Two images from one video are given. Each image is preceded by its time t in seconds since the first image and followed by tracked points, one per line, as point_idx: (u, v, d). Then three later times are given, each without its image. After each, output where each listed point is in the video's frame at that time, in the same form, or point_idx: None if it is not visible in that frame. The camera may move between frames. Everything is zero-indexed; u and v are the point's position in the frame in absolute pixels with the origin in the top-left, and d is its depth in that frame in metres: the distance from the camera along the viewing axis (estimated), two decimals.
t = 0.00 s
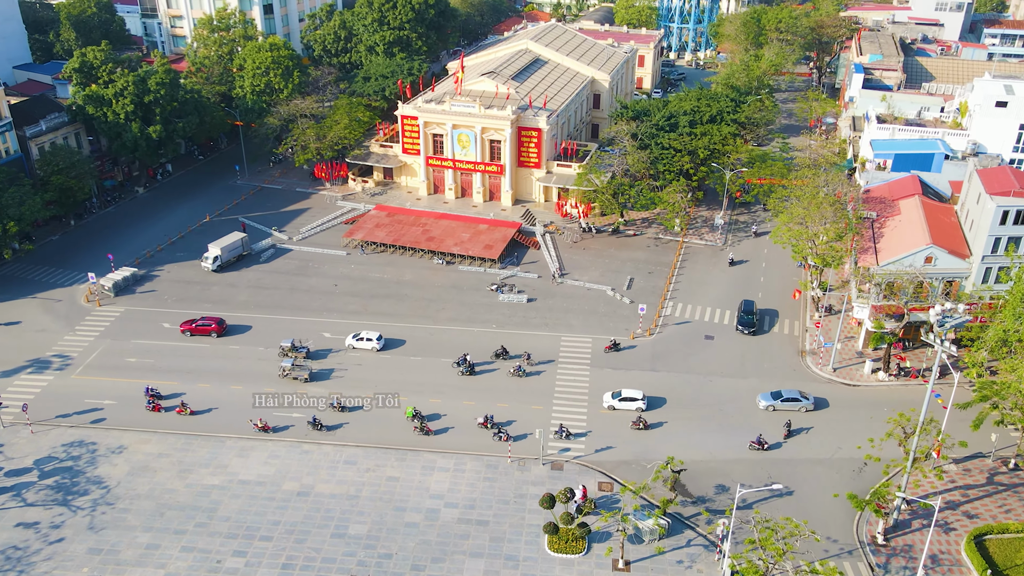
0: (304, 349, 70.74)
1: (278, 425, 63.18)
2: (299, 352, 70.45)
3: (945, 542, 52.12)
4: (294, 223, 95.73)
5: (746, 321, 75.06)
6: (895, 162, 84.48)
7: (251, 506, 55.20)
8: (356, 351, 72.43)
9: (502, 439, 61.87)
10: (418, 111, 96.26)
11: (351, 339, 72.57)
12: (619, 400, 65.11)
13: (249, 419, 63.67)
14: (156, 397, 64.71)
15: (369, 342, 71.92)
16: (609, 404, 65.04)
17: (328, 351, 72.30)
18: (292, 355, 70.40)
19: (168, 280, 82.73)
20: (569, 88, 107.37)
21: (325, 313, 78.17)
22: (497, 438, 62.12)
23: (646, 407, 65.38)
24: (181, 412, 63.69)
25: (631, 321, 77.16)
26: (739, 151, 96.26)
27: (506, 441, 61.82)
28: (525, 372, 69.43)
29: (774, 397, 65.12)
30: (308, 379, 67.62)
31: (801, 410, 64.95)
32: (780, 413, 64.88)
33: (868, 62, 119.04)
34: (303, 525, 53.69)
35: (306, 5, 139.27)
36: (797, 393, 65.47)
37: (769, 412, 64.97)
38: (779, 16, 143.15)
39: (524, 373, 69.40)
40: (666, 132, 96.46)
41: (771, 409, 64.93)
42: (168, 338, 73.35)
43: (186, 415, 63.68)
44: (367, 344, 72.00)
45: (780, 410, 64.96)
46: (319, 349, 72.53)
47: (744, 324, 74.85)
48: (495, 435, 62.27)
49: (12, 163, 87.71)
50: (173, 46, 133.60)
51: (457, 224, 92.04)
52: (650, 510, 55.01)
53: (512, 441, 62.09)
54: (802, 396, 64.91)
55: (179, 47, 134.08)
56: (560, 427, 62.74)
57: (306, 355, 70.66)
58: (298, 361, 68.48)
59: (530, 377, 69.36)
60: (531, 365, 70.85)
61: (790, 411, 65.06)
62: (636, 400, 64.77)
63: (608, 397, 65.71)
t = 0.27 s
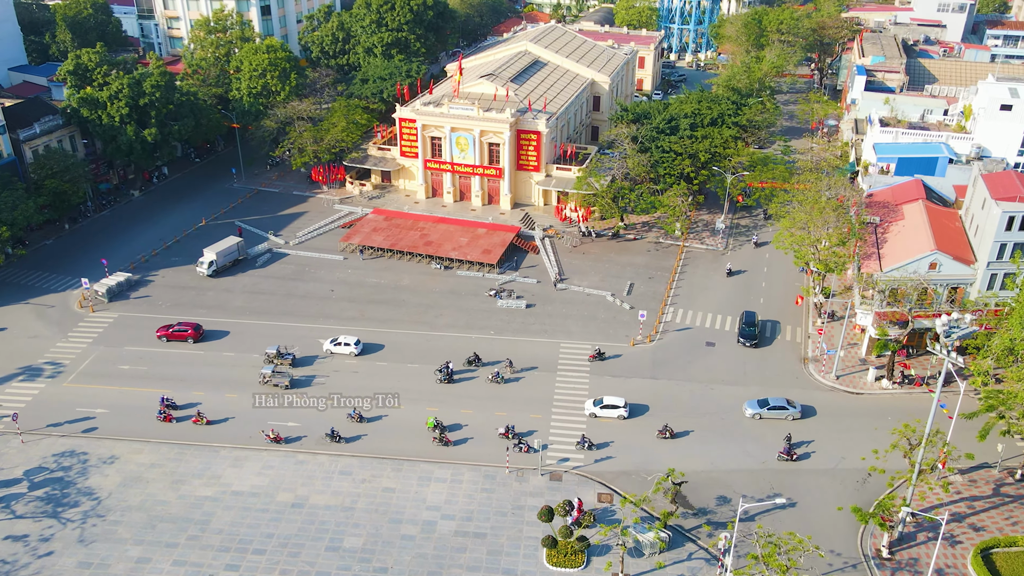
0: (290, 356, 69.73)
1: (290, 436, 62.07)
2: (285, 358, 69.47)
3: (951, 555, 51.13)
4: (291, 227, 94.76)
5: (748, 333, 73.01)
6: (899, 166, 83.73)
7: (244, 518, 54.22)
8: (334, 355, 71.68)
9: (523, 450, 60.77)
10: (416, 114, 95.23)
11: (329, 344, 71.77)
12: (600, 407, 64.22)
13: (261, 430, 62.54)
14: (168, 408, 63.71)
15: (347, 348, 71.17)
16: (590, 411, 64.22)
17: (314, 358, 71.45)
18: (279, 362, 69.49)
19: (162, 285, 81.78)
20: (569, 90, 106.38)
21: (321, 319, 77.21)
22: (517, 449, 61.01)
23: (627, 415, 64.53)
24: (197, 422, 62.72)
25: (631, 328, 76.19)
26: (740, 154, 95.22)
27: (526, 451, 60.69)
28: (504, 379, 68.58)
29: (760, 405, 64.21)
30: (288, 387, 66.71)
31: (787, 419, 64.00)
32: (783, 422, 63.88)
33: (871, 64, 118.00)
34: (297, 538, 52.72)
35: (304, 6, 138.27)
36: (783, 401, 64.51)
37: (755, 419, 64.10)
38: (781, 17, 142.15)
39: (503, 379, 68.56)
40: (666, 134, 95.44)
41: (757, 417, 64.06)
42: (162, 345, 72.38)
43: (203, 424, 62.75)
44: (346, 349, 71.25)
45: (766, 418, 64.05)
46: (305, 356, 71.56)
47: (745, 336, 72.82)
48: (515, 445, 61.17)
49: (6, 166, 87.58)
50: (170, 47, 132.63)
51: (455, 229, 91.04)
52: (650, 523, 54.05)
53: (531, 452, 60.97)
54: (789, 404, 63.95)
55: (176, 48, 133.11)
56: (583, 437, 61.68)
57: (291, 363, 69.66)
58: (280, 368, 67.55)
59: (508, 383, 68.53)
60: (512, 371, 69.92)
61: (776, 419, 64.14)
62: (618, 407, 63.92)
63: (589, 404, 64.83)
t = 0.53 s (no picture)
0: (275, 364, 68.74)
1: (302, 447, 60.92)
2: (269, 366, 68.52)
3: (957, 569, 50.12)
4: (288, 231, 93.81)
5: (750, 345, 71.18)
6: (902, 170, 82.39)
7: (237, 531, 53.27)
8: (311, 360, 70.91)
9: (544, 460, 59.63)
10: (414, 117, 94.32)
11: (306, 349, 71.01)
12: (581, 415, 63.38)
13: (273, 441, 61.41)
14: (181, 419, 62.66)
15: (325, 352, 70.48)
16: (571, 419, 63.37)
17: (301, 364, 70.44)
18: (264, 370, 68.61)
19: (157, 290, 80.83)
20: (569, 93, 105.40)
21: (317, 325, 76.26)
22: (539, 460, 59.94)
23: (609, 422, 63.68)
24: (214, 432, 61.80)
25: (631, 334, 75.25)
26: (741, 157, 94.25)
27: (548, 462, 59.63)
28: (483, 386, 67.74)
29: (745, 413, 63.38)
30: (268, 394, 65.86)
31: (773, 427, 63.11)
32: (785, 431, 62.90)
33: (873, 66, 116.97)
34: (291, 551, 51.77)
35: (302, 7, 137.29)
36: (769, 409, 63.62)
37: (740, 427, 63.28)
38: (782, 18, 141.24)
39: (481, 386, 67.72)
40: (667, 138, 94.51)
41: (742, 425, 63.25)
42: (156, 352, 71.45)
43: (220, 434, 61.77)
44: (323, 354, 70.55)
45: (751, 426, 63.18)
46: (291, 363, 70.56)
47: (747, 348, 71.06)
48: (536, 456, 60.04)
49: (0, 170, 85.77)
50: (167, 49, 131.66)
51: (453, 233, 90.11)
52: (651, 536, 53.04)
53: (553, 462, 59.91)
54: (774, 412, 63.07)
55: (173, 49, 132.12)
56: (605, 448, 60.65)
57: (276, 370, 68.68)
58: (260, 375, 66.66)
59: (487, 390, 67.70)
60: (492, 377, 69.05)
61: (762, 427, 63.27)
62: (599, 415, 63.06)
63: (570, 411, 63.94)
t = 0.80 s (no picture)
0: (259, 371, 67.82)
1: (316, 458, 59.84)
2: (253, 374, 67.56)
3: None
4: (284, 235, 92.86)
5: (751, 357, 69.75)
6: (905, 174, 81.09)
7: (230, 544, 52.34)
8: (288, 366, 70.18)
9: (565, 472, 58.88)
10: (411, 120, 93.40)
11: (283, 354, 70.32)
12: (560, 423, 62.53)
13: (286, 453, 60.34)
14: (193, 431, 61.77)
15: (301, 358, 69.83)
16: (550, 426, 62.58)
17: (285, 371, 69.50)
18: (248, 377, 67.62)
19: (152, 296, 79.90)
20: (568, 95, 104.44)
21: (313, 332, 75.32)
22: (561, 471, 58.98)
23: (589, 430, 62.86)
24: (231, 442, 60.86)
25: (630, 341, 74.29)
26: (743, 160, 93.25)
27: (570, 473, 58.73)
28: (461, 392, 66.96)
29: (728, 421, 62.61)
30: (247, 402, 65.08)
31: (757, 435, 62.28)
32: (786, 440, 62.04)
33: (875, 68, 115.94)
34: (284, 565, 50.85)
35: (299, 8, 136.32)
36: (753, 417, 62.83)
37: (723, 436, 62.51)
38: (783, 20, 140.42)
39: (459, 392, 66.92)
40: (667, 141, 93.60)
41: (726, 433, 62.45)
42: (150, 359, 70.52)
43: (237, 444, 60.82)
44: (300, 360, 69.89)
45: (734, 434, 62.43)
46: (276, 370, 69.64)
47: (749, 361, 69.46)
48: (558, 467, 59.26)
49: None
50: (164, 50, 130.74)
51: (451, 237, 89.19)
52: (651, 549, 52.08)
53: (576, 473, 58.98)
54: (758, 420, 62.24)
55: (169, 51, 131.17)
56: (630, 458, 59.72)
57: (260, 378, 67.71)
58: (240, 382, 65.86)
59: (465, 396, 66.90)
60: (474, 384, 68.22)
61: (746, 435, 62.46)
62: (579, 423, 62.24)
63: (549, 419, 63.09)
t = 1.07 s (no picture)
0: (243, 379, 66.91)
1: (329, 470, 58.82)
2: (237, 382, 66.63)
3: None
4: (281, 240, 91.95)
5: (753, 371, 67.98)
6: (908, 178, 80.43)
7: (222, 557, 51.44)
8: (264, 372, 69.42)
9: (589, 483, 57.70)
10: (409, 123, 92.53)
11: (260, 359, 69.52)
12: (539, 430, 61.72)
13: (299, 465, 59.23)
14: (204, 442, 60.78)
15: (278, 363, 69.05)
16: (528, 433, 61.78)
17: (270, 379, 68.57)
18: (232, 384, 66.69)
19: (146, 301, 79.01)
20: (568, 98, 103.53)
21: (309, 338, 74.41)
22: (584, 482, 57.85)
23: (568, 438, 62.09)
24: (249, 453, 59.84)
25: (630, 348, 73.37)
26: (744, 164, 92.30)
27: (593, 484, 57.65)
28: (438, 398, 66.25)
29: (711, 429, 61.86)
30: (226, 409, 64.32)
31: (740, 444, 61.46)
32: (788, 450, 61.14)
33: (877, 70, 115.03)
34: None
35: (297, 10, 135.40)
36: (736, 425, 61.98)
37: (706, 444, 61.77)
38: (784, 22, 139.70)
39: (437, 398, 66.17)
40: (667, 144, 92.68)
41: (708, 441, 61.70)
42: (144, 366, 69.60)
43: (255, 455, 59.87)
44: (276, 365, 69.11)
45: (717, 442, 61.69)
46: (261, 377, 68.80)
47: (751, 375, 67.75)
48: (582, 478, 58.08)
49: None
50: (161, 52, 129.85)
51: (449, 242, 88.29)
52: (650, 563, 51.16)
53: (598, 484, 57.95)
54: (741, 429, 61.38)
55: (166, 53, 130.21)
56: (656, 469, 58.56)
57: (244, 386, 66.88)
58: (219, 389, 65.02)
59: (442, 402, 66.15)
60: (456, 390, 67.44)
61: (729, 443, 61.68)
62: (557, 431, 61.43)
63: (529, 426, 62.29)
